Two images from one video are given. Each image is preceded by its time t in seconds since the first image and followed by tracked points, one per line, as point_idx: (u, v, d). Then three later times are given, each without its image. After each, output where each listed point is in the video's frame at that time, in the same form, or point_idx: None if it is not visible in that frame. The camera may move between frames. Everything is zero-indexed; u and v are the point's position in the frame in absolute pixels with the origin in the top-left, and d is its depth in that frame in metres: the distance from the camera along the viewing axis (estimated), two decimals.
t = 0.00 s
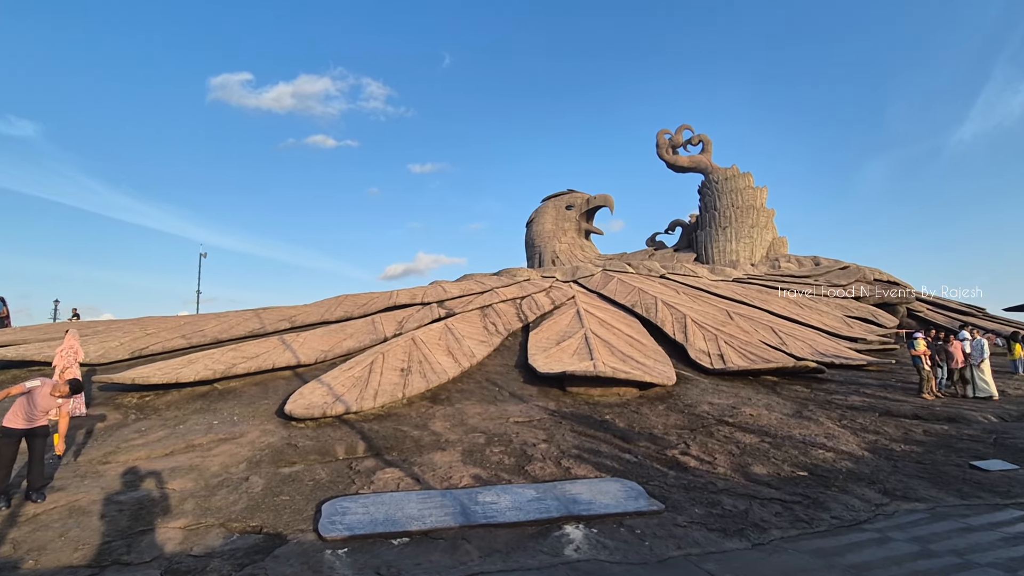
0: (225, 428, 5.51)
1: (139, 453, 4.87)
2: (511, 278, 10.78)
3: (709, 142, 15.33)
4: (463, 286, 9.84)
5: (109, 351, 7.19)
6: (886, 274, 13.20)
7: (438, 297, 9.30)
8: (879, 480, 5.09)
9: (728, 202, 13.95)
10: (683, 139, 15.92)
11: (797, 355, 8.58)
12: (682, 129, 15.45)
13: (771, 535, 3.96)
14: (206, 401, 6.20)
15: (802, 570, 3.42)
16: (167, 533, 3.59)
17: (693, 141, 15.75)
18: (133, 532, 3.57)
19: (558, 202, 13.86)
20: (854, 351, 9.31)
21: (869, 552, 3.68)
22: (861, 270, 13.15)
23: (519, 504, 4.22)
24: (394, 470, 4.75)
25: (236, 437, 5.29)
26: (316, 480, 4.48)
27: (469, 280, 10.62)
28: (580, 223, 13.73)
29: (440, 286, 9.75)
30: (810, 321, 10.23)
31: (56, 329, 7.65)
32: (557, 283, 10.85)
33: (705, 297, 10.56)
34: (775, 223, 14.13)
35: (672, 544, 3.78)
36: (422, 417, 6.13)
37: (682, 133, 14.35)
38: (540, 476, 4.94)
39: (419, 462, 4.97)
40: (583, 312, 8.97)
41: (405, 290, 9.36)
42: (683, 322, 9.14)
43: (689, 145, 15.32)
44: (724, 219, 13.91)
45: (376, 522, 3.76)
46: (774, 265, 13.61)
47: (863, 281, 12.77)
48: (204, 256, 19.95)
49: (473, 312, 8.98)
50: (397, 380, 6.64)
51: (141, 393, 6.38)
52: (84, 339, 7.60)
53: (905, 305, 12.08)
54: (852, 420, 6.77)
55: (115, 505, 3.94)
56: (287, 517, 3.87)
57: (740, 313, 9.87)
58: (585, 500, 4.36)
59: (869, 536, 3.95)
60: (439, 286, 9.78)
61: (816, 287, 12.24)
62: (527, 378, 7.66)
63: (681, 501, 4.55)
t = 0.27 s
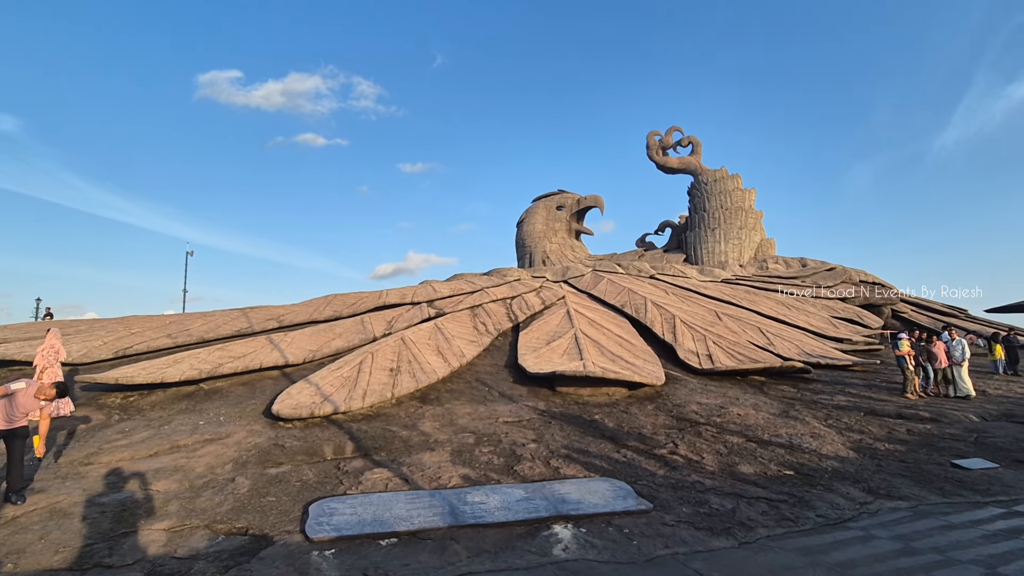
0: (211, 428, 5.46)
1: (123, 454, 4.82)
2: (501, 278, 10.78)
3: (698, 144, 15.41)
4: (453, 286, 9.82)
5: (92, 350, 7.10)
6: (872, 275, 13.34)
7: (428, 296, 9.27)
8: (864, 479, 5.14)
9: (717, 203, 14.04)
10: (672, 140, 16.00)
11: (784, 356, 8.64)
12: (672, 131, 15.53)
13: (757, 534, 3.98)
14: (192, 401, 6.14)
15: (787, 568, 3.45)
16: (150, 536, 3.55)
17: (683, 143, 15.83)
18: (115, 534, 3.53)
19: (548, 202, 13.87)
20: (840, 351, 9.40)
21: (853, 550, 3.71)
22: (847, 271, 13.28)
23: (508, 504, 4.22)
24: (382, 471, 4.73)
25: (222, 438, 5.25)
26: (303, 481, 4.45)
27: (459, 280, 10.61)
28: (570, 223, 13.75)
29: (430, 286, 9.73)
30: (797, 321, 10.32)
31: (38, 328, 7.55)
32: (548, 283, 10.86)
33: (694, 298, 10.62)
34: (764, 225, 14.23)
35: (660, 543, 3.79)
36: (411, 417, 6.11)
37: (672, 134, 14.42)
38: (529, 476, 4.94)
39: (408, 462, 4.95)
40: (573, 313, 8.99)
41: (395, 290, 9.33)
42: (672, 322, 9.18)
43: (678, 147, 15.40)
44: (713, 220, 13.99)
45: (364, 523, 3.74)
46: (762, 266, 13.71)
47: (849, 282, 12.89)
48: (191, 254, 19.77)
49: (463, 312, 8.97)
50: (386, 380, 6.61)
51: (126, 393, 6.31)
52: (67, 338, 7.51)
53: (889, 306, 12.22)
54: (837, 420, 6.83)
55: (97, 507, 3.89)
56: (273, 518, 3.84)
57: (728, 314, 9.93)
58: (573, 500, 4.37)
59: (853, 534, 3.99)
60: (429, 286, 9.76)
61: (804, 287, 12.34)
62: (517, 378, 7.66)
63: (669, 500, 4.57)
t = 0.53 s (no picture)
0: (203, 429, 5.44)
1: (114, 455, 4.79)
2: (496, 278, 10.78)
3: (693, 145, 15.46)
4: (448, 286, 9.81)
5: (83, 350, 7.06)
6: (864, 276, 13.41)
7: (423, 297, 9.26)
8: (856, 478, 5.17)
9: (711, 204, 14.08)
10: (667, 141, 16.03)
11: (777, 356, 8.68)
12: (667, 132, 15.57)
13: (750, 533, 3.99)
14: (184, 402, 6.11)
15: (780, 567, 3.46)
16: (141, 537, 3.53)
17: (677, 144, 15.88)
18: (106, 536, 3.51)
19: (543, 203, 13.89)
20: (832, 352, 9.44)
21: (845, 549, 3.73)
22: (839, 272, 13.35)
23: (502, 504, 4.21)
24: (376, 471, 4.72)
25: (214, 439, 5.22)
26: (297, 482, 4.43)
27: (454, 280, 10.61)
28: (565, 224, 13.77)
29: (425, 286, 9.71)
30: (790, 322, 10.36)
31: (29, 328, 7.50)
32: (542, 284, 10.86)
33: (689, 298, 10.65)
34: (757, 226, 14.29)
35: (654, 542, 3.80)
36: (405, 418, 6.09)
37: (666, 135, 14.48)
38: (523, 476, 4.93)
39: (402, 463, 4.94)
40: (567, 313, 8.99)
41: (389, 290, 9.31)
42: (667, 323, 9.20)
43: (673, 148, 15.44)
44: (707, 221, 14.03)
45: (358, 523, 3.73)
46: (755, 267, 13.77)
47: (841, 283, 12.96)
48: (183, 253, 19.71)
49: (458, 312, 8.96)
50: (380, 380, 6.59)
51: (118, 394, 6.28)
52: (57, 338, 7.46)
53: (881, 307, 12.30)
54: (830, 420, 6.86)
55: (87, 508, 3.86)
56: (266, 519, 3.82)
57: (722, 315, 9.96)
58: (568, 500, 4.37)
59: (845, 533, 4.01)
60: (424, 286, 9.74)
61: (797, 288, 12.39)
62: (511, 378, 7.66)
63: (663, 500, 4.58)
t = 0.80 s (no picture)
0: (201, 429, 5.43)
1: (112, 455, 4.78)
2: (495, 279, 10.78)
3: (691, 147, 15.48)
4: (447, 287, 9.81)
5: (80, 350, 7.05)
6: (862, 278, 13.43)
7: (422, 297, 9.26)
8: (854, 479, 5.17)
9: (710, 206, 14.09)
10: (666, 143, 16.04)
11: (775, 357, 8.69)
12: (666, 133, 15.58)
13: (749, 534, 4.00)
14: (182, 402, 6.10)
15: (778, 568, 3.46)
16: (139, 538, 3.52)
17: (676, 145, 15.90)
18: (104, 537, 3.50)
19: (542, 204, 13.89)
20: (830, 353, 9.45)
21: (843, 550, 3.73)
22: (837, 274, 13.37)
23: (501, 505, 4.21)
24: (375, 472, 4.71)
25: (213, 439, 5.21)
26: (295, 482, 4.42)
27: (453, 280, 10.61)
28: (564, 225, 13.77)
29: (424, 286, 9.71)
30: (788, 323, 10.37)
31: (26, 328, 7.48)
32: (541, 284, 10.86)
33: (687, 300, 10.66)
34: (756, 227, 14.31)
35: (652, 543, 3.80)
36: (404, 419, 6.08)
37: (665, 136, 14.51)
38: (521, 477, 4.93)
39: (401, 464, 4.94)
40: (566, 314, 8.99)
41: (388, 290, 9.30)
42: (665, 324, 9.20)
43: (672, 149, 15.45)
44: (705, 222, 14.04)
45: (357, 524, 3.72)
46: (753, 268, 13.78)
47: (839, 285, 12.98)
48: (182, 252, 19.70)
49: (456, 313, 8.96)
50: (379, 381, 6.59)
51: (116, 394, 6.26)
52: (55, 338, 7.44)
53: (879, 309, 12.32)
54: (828, 421, 6.86)
55: (85, 509, 3.85)
56: (265, 520, 3.82)
57: (721, 316, 9.97)
58: (567, 501, 4.37)
59: (843, 534, 4.01)
60: (423, 287, 9.74)
61: (795, 290, 12.40)
62: (510, 379, 7.66)
63: (662, 501, 4.59)
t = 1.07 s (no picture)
0: (200, 431, 5.41)
1: (110, 457, 4.76)
2: (494, 280, 10.77)
3: (690, 148, 15.49)
4: (446, 288, 9.80)
5: (78, 351, 7.03)
6: (861, 279, 13.44)
7: (421, 298, 9.25)
8: (852, 481, 5.17)
9: (708, 207, 14.10)
10: (665, 144, 16.05)
11: (774, 359, 8.69)
12: (665, 135, 15.59)
13: (747, 535, 3.99)
14: (180, 403, 6.09)
15: (777, 570, 3.45)
16: (137, 540, 3.51)
17: (675, 147, 15.91)
18: (102, 538, 3.49)
19: (541, 205, 13.89)
20: (829, 355, 9.45)
21: (842, 551, 3.72)
22: (836, 276, 13.38)
23: (500, 507, 4.20)
24: (374, 474, 4.70)
25: (211, 440, 5.20)
26: (294, 484, 4.41)
27: (452, 282, 10.60)
28: (563, 226, 13.77)
29: (423, 288, 9.70)
30: (787, 325, 10.37)
31: (23, 328, 7.46)
32: (540, 286, 10.85)
33: (686, 301, 10.66)
34: (754, 229, 14.32)
35: (651, 545, 3.79)
36: (402, 420, 6.07)
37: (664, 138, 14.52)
38: (521, 479, 4.92)
39: (400, 465, 4.93)
40: (565, 316, 8.99)
41: (387, 291, 9.29)
42: (664, 325, 9.20)
43: (671, 151, 15.46)
44: (704, 224, 14.05)
45: (355, 526, 3.72)
46: (752, 270, 13.79)
47: (838, 286, 12.98)
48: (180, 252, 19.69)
49: (456, 314, 8.94)
50: (378, 382, 6.58)
51: (114, 395, 6.25)
52: (52, 338, 7.42)
53: (877, 311, 12.33)
54: (826, 423, 6.86)
55: (83, 510, 3.83)
56: (263, 522, 3.81)
57: (720, 317, 9.97)
58: (566, 503, 4.36)
59: (842, 535, 4.00)
60: (422, 288, 9.73)
61: (794, 292, 12.41)
62: (509, 380, 7.65)
63: (660, 502, 4.58)
